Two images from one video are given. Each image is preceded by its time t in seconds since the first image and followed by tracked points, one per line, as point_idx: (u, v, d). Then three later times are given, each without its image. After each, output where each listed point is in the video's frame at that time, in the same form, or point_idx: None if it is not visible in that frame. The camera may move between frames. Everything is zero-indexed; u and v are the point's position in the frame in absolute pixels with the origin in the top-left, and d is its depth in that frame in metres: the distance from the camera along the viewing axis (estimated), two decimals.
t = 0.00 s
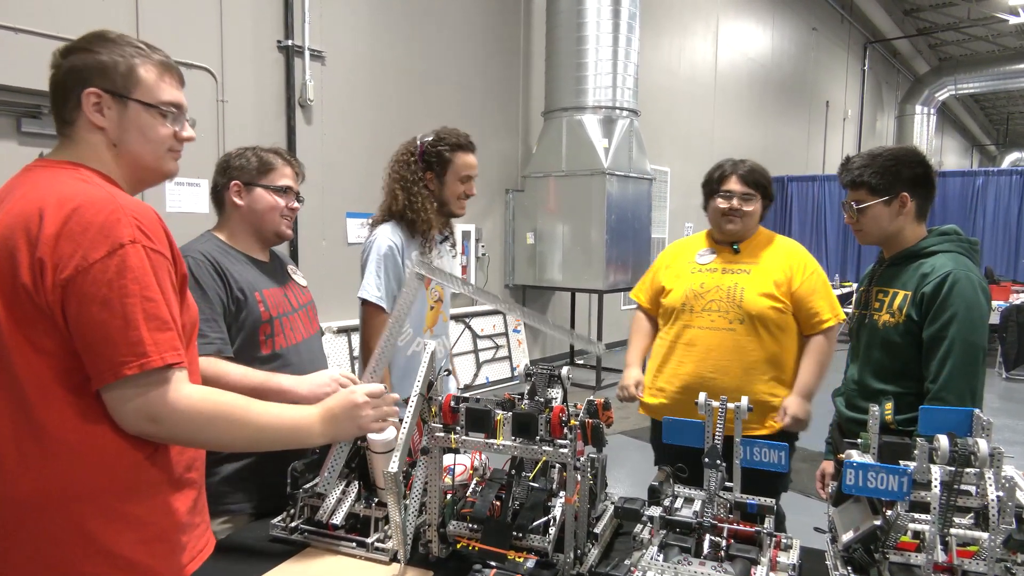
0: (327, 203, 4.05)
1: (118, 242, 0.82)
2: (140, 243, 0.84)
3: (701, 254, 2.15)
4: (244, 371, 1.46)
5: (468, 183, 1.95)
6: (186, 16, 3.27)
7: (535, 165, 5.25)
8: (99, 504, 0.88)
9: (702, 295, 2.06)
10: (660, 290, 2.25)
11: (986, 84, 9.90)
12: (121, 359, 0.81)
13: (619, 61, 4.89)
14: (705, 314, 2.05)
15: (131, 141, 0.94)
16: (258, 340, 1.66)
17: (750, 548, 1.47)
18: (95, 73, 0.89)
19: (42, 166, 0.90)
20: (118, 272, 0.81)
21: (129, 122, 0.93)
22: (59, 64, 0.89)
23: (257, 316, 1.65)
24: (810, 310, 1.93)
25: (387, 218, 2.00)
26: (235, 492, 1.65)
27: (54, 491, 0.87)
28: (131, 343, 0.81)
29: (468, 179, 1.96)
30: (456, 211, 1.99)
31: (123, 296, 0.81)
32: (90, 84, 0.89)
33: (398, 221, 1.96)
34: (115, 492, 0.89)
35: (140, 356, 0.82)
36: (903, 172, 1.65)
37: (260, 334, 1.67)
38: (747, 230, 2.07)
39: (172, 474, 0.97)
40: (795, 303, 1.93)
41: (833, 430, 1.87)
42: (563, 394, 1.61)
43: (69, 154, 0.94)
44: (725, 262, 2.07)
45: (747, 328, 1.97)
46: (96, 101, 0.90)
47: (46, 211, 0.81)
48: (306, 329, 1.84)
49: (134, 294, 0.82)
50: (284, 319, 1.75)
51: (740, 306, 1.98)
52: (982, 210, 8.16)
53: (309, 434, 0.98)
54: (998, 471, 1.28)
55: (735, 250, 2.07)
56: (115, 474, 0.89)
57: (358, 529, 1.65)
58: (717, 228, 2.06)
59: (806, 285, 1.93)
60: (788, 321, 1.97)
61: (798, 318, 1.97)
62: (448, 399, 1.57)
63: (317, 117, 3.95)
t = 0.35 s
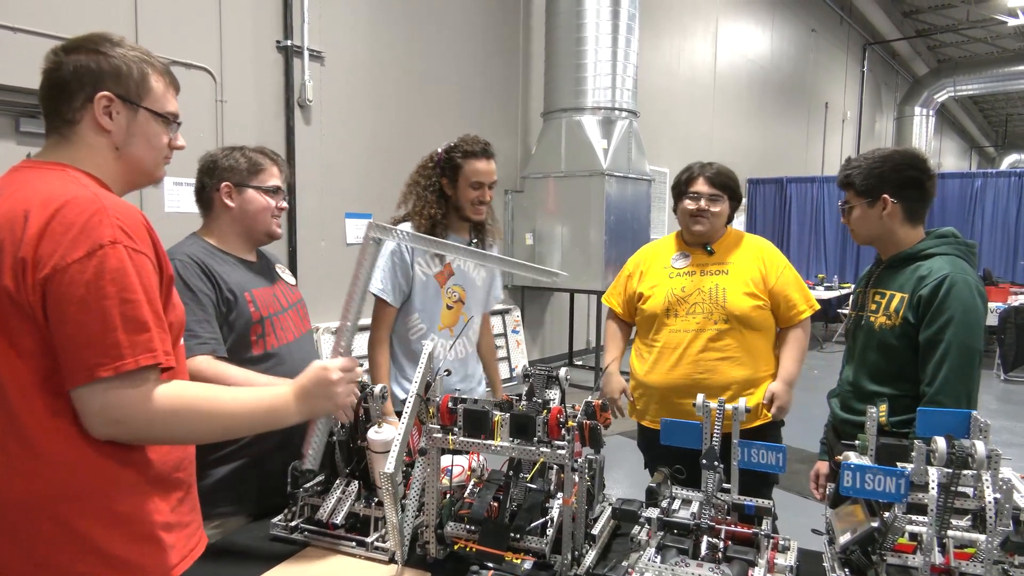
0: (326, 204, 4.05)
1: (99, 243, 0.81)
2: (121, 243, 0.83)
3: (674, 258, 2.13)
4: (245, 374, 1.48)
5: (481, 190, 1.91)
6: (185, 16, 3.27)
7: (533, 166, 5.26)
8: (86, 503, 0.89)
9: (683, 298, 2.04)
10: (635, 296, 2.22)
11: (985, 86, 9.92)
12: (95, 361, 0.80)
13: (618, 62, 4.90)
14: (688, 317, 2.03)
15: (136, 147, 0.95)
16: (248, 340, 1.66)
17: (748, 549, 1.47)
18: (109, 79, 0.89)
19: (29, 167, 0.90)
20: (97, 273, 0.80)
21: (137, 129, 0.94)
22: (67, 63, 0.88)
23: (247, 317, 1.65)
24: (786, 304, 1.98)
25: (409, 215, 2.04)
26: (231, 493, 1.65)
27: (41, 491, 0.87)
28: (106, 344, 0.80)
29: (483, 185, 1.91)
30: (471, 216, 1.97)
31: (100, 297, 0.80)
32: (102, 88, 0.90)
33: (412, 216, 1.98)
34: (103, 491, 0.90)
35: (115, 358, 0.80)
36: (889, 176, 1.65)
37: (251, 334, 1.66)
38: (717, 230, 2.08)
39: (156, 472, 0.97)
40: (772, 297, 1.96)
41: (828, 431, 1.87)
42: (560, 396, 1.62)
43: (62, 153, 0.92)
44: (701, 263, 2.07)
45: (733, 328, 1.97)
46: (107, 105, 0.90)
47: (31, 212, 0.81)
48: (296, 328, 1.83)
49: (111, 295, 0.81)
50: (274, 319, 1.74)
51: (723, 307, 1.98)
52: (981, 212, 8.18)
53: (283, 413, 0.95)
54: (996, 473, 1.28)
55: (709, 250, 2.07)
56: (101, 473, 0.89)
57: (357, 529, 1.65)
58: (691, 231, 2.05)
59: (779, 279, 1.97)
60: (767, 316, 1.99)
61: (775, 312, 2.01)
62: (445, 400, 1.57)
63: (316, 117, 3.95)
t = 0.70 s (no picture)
0: (322, 205, 4.05)
1: (79, 248, 0.80)
2: (101, 250, 0.82)
3: (686, 253, 2.14)
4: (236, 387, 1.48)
5: (485, 195, 1.90)
6: (179, 17, 3.26)
7: (529, 167, 5.26)
8: (78, 502, 0.89)
9: (693, 295, 2.05)
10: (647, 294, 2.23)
11: (979, 85, 9.96)
12: (53, 366, 0.78)
13: (613, 63, 4.90)
14: (697, 313, 2.04)
15: (135, 147, 0.96)
16: (239, 349, 1.66)
17: (743, 549, 1.48)
18: (106, 82, 0.90)
19: (16, 168, 0.89)
20: (70, 279, 0.79)
21: (134, 129, 0.95)
22: (58, 70, 0.87)
23: (239, 324, 1.65)
24: (798, 303, 1.99)
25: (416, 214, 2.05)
26: (226, 496, 1.63)
27: (32, 490, 0.86)
28: (67, 350, 0.78)
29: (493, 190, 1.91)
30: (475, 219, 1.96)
31: (70, 303, 0.79)
32: (101, 92, 0.90)
33: (419, 216, 2.01)
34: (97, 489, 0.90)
35: (74, 365, 0.79)
36: (884, 176, 1.66)
37: (242, 343, 1.67)
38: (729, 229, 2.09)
39: (145, 475, 0.98)
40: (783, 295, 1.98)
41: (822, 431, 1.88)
42: (556, 396, 1.63)
43: (58, 158, 0.91)
44: (712, 260, 2.07)
45: (742, 324, 1.97)
46: (109, 109, 0.91)
47: (21, 215, 0.81)
48: (286, 332, 1.84)
49: (81, 301, 0.79)
50: (264, 325, 1.74)
51: (732, 303, 1.98)
52: (975, 212, 8.23)
53: (246, 411, 0.95)
54: (989, 471, 1.29)
55: (720, 248, 2.08)
56: (96, 469, 0.90)
57: (353, 530, 1.65)
58: (701, 227, 2.07)
59: (790, 278, 1.99)
60: (778, 314, 1.99)
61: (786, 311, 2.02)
62: (442, 401, 1.57)
63: (312, 118, 3.94)
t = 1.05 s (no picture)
0: (318, 209, 4.04)
1: (91, 258, 0.80)
2: (115, 260, 0.82)
3: (721, 258, 2.15)
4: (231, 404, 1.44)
5: (481, 198, 1.89)
6: (175, 21, 3.26)
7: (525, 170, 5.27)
8: (96, 510, 0.88)
9: (728, 301, 2.05)
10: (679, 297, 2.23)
11: (972, 89, 10.03)
12: (73, 379, 0.77)
13: (609, 67, 4.92)
14: (731, 320, 2.04)
15: (136, 146, 0.96)
16: (243, 361, 1.67)
17: (739, 551, 1.47)
18: (102, 81, 0.90)
19: (22, 175, 0.88)
20: (84, 290, 0.78)
21: (133, 128, 0.95)
22: (54, 71, 0.86)
23: (241, 335, 1.66)
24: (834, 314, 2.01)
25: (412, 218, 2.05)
26: (223, 502, 1.61)
27: (47, 498, 0.85)
28: (85, 363, 0.78)
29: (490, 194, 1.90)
30: (472, 222, 1.96)
31: (85, 315, 0.78)
32: (97, 91, 0.89)
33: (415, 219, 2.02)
34: (111, 496, 0.89)
35: (92, 377, 0.78)
36: (891, 187, 1.66)
37: (245, 354, 1.68)
38: (765, 237, 2.08)
39: (160, 480, 0.98)
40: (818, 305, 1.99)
41: (817, 434, 1.87)
42: (551, 399, 1.64)
43: (60, 163, 0.90)
44: (748, 267, 2.07)
45: (778, 333, 1.98)
46: (106, 108, 0.90)
47: (30, 225, 0.80)
48: (282, 336, 1.85)
49: (95, 313, 0.79)
50: (264, 333, 1.75)
51: (768, 312, 1.98)
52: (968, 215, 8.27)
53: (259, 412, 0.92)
54: (983, 473, 1.30)
55: (757, 256, 2.08)
56: (109, 475, 0.89)
57: (349, 534, 1.65)
58: (734, 233, 2.07)
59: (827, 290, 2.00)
60: (813, 325, 2.00)
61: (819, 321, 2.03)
62: (438, 405, 1.56)
63: (307, 122, 3.94)
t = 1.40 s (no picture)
0: (319, 209, 4.05)
1: (132, 259, 0.79)
2: (155, 261, 0.81)
3: (735, 262, 2.15)
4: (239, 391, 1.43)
5: (448, 192, 1.89)
6: (177, 22, 3.27)
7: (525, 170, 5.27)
8: (133, 511, 0.87)
9: (743, 304, 2.05)
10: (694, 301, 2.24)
11: (973, 89, 10.02)
12: (118, 381, 0.77)
13: (609, 67, 4.92)
14: (747, 322, 2.05)
15: (155, 144, 0.94)
16: (248, 357, 1.68)
17: (740, 551, 1.48)
18: (124, 79, 0.88)
19: (55, 175, 0.87)
20: (126, 292, 0.78)
21: (154, 126, 0.93)
22: (74, 68, 0.85)
23: (247, 332, 1.66)
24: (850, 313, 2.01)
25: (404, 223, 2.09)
26: (226, 501, 1.62)
27: (84, 500, 0.84)
28: (129, 365, 0.78)
29: (458, 188, 1.89)
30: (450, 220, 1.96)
31: (128, 318, 0.78)
32: (118, 90, 0.88)
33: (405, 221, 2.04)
34: (146, 500, 0.88)
35: (136, 380, 0.78)
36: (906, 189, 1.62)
37: (250, 350, 1.68)
38: (779, 236, 2.08)
39: (194, 479, 0.97)
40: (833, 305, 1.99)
41: (812, 434, 1.84)
42: (553, 399, 1.65)
43: (81, 162, 0.89)
44: (762, 269, 2.07)
45: (794, 334, 1.99)
46: (126, 107, 0.89)
47: (68, 226, 0.79)
48: (287, 335, 1.86)
49: (138, 315, 0.79)
50: (268, 331, 1.75)
51: (784, 313, 1.99)
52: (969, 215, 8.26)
53: (295, 415, 0.94)
54: (984, 472, 1.30)
55: (772, 256, 2.08)
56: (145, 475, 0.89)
57: (350, 534, 1.65)
58: (743, 237, 2.08)
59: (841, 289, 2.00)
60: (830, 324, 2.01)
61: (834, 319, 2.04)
62: (439, 404, 1.56)
63: (308, 122, 3.95)
